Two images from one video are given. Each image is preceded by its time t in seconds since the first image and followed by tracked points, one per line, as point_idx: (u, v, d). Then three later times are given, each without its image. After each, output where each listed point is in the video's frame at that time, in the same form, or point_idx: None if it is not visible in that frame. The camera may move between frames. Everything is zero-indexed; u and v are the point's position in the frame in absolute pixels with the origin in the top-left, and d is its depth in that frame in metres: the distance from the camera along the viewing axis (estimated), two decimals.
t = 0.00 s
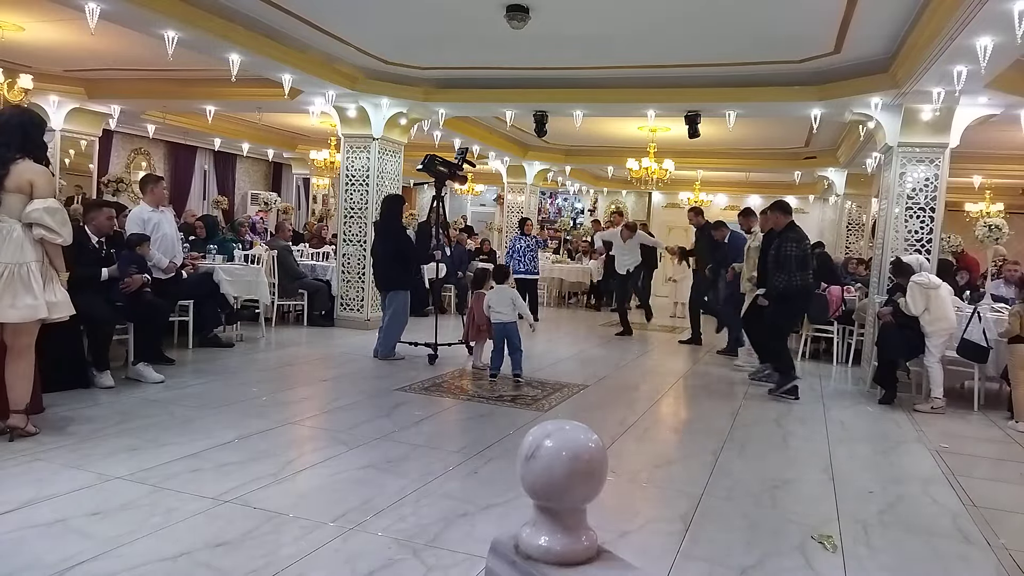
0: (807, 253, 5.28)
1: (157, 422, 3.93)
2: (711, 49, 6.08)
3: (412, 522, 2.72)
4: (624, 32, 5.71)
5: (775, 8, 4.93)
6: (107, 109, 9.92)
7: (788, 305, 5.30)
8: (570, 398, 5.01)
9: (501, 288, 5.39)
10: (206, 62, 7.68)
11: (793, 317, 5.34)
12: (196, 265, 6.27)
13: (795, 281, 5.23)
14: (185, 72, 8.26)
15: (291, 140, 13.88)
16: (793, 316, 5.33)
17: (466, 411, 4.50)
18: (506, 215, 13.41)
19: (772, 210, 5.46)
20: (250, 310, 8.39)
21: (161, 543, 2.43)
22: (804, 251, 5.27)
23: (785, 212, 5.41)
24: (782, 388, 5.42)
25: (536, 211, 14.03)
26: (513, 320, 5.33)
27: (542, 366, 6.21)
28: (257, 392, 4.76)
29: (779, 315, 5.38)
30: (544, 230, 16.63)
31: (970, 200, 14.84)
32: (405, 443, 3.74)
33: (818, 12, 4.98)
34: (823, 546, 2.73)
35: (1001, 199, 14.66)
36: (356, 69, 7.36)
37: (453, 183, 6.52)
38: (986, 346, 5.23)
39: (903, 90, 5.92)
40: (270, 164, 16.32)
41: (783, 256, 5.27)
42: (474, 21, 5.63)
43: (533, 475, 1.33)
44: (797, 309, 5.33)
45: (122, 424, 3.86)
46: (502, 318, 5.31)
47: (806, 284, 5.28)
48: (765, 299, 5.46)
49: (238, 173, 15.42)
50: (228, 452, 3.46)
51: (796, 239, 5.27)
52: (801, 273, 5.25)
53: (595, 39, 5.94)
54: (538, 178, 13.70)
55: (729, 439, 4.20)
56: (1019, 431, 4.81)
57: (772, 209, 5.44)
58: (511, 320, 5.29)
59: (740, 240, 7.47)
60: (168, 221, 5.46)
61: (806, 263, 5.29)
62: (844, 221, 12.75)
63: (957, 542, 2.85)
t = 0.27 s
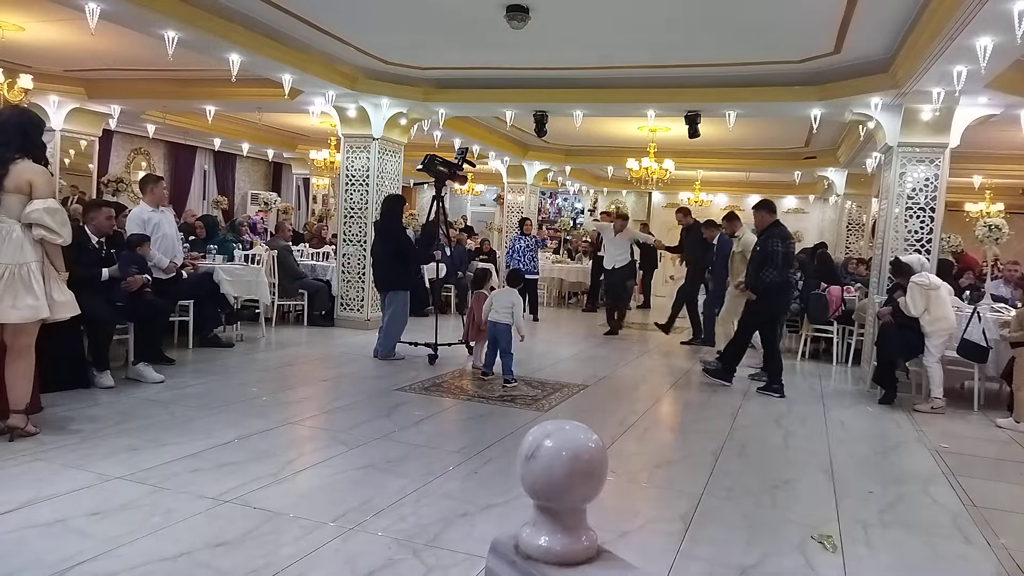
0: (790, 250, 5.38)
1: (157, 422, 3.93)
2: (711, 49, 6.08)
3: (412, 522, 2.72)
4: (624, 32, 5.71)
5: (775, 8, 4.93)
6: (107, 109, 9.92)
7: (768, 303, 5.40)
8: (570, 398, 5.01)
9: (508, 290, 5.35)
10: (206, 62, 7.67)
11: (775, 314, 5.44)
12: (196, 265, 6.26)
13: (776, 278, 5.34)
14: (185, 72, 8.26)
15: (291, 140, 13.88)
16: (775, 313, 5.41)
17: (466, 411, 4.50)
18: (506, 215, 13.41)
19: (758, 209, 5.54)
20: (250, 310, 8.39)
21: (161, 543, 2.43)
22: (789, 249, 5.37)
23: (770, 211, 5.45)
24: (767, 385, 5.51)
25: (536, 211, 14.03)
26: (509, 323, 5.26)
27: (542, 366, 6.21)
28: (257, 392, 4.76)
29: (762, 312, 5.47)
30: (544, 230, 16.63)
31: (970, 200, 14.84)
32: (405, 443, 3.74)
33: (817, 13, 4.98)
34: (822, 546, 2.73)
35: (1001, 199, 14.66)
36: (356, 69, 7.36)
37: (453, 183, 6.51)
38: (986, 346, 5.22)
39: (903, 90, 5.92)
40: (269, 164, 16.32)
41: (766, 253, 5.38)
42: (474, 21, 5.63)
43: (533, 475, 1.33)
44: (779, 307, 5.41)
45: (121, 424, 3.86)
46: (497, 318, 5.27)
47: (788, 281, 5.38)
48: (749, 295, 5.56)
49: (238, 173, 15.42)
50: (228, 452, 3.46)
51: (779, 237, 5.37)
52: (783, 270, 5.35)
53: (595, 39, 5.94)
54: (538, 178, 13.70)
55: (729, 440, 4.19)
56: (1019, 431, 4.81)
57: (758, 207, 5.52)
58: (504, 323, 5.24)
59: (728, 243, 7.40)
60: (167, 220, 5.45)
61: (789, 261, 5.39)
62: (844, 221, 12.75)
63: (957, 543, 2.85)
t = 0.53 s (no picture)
0: (767, 248, 5.62)
1: (157, 422, 3.93)
2: (711, 49, 6.08)
3: (412, 522, 2.72)
4: (625, 32, 5.70)
5: (775, 8, 4.93)
6: (107, 109, 9.92)
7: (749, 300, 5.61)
8: (570, 399, 5.01)
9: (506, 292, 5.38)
10: (206, 62, 7.67)
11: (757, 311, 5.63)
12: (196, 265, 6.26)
13: (756, 274, 5.55)
14: (185, 72, 8.26)
15: (291, 140, 13.88)
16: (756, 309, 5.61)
17: (466, 411, 4.50)
18: (506, 216, 13.39)
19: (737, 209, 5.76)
20: (250, 311, 8.39)
21: (161, 543, 2.43)
22: (766, 246, 5.61)
23: (747, 209, 5.64)
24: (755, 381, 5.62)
25: (536, 211, 14.02)
26: (509, 324, 5.28)
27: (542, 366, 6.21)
28: (257, 392, 4.76)
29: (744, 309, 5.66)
30: (544, 230, 16.63)
31: (970, 200, 14.84)
32: (405, 443, 3.74)
33: (817, 13, 4.98)
34: (823, 546, 2.73)
35: (1001, 199, 14.66)
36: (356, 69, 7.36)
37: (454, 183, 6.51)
38: (986, 347, 5.23)
39: (903, 90, 5.92)
40: (269, 164, 16.32)
41: (744, 252, 5.60)
42: (474, 21, 5.63)
43: (533, 475, 1.33)
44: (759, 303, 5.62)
45: (121, 424, 3.86)
46: (497, 321, 5.29)
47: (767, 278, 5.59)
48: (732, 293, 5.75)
49: (238, 173, 15.42)
50: (228, 452, 3.46)
51: (757, 235, 5.62)
52: (763, 267, 5.57)
53: (595, 39, 5.94)
54: (538, 178, 13.69)
55: (729, 440, 4.19)
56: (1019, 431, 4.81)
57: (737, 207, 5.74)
58: (505, 324, 5.26)
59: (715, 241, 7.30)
60: (168, 220, 5.45)
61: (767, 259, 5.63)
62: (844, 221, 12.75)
63: (957, 543, 2.85)
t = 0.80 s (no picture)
0: (756, 247, 5.72)
1: (157, 422, 3.93)
2: (711, 49, 6.08)
3: (412, 522, 2.72)
4: (625, 32, 5.70)
5: (775, 8, 4.93)
6: (107, 109, 9.92)
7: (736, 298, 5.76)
8: (570, 398, 5.01)
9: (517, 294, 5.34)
10: (206, 62, 7.67)
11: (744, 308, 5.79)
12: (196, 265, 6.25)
13: (742, 273, 5.69)
14: (185, 72, 8.26)
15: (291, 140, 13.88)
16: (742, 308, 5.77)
17: (466, 411, 4.50)
18: (506, 215, 13.37)
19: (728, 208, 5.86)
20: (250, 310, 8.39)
21: (161, 544, 2.43)
22: (753, 245, 5.71)
23: (737, 209, 5.74)
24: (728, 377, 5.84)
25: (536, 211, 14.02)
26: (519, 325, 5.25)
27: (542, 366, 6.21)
28: (257, 392, 4.76)
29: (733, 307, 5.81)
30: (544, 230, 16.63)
31: (970, 201, 14.84)
32: (406, 443, 3.74)
33: (818, 13, 4.98)
34: (823, 546, 2.73)
35: (1001, 199, 14.66)
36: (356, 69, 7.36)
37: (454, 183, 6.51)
38: (987, 346, 5.26)
39: (903, 90, 5.92)
40: (269, 164, 16.33)
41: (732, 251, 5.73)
42: (474, 21, 5.63)
43: (533, 475, 1.33)
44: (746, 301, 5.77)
45: (121, 424, 3.86)
46: (506, 321, 5.26)
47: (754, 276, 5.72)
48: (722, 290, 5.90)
49: (238, 173, 15.42)
50: (228, 452, 3.46)
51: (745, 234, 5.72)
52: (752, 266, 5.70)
53: (595, 39, 5.94)
54: (538, 178, 13.69)
55: (729, 439, 4.19)
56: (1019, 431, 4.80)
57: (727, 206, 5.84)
58: (514, 324, 5.24)
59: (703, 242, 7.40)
60: (167, 220, 5.45)
61: (755, 257, 5.73)
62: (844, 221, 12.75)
63: (957, 543, 2.85)
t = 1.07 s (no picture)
0: (757, 249, 5.76)
1: (156, 422, 3.93)
2: (711, 49, 6.07)
3: (412, 522, 2.72)
4: (625, 32, 5.70)
5: (775, 7, 4.92)
6: (107, 109, 9.91)
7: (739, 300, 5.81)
8: (570, 398, 5.01)
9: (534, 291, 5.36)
10: (206, 62, 7.67)
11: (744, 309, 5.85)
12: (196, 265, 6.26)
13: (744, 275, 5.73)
14: (185, 72, 8.26)
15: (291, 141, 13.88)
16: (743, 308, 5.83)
17: (465, 411, 4.50)
18: (506, 216, 13.32)
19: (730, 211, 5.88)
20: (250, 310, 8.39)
21: (161, 544, 2.43)
22: (755, 247, 5.75)
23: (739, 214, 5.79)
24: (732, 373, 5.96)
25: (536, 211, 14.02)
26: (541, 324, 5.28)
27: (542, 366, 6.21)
28: (257, 392, 4.75)
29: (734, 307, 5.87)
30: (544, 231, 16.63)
31: (971, 201, 14.83)
32: (406, 443, 3.74)
33: (817, 13, 4.98)
34: (823, 546, 2.73)
35: (1001, 199, 14.65)
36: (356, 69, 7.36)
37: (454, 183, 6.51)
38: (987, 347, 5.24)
39: (903, 90, 5.92)
40: (270, 164, 16.33)
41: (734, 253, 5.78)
42: (474, 21, 5.63)
43: (533, 475, 1.33)
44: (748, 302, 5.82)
45: (121, 424, 3.86)
46: (528, 320, 5.29)
47: (756, 278, 5.76)
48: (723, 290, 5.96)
49: (238, 173, 15.42)
50: (228, 452, 3.46)
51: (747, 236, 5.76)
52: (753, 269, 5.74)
53: (595, 39, 5.94)
54: (538, 178, 13.70)
55: (729, 439, 4.20)
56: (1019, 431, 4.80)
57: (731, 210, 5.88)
58: (536, 322, 5.26)
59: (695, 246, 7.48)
60: (167, 221, 5.45)
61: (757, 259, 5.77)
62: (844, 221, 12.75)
63: (957, 543, 2.84)
